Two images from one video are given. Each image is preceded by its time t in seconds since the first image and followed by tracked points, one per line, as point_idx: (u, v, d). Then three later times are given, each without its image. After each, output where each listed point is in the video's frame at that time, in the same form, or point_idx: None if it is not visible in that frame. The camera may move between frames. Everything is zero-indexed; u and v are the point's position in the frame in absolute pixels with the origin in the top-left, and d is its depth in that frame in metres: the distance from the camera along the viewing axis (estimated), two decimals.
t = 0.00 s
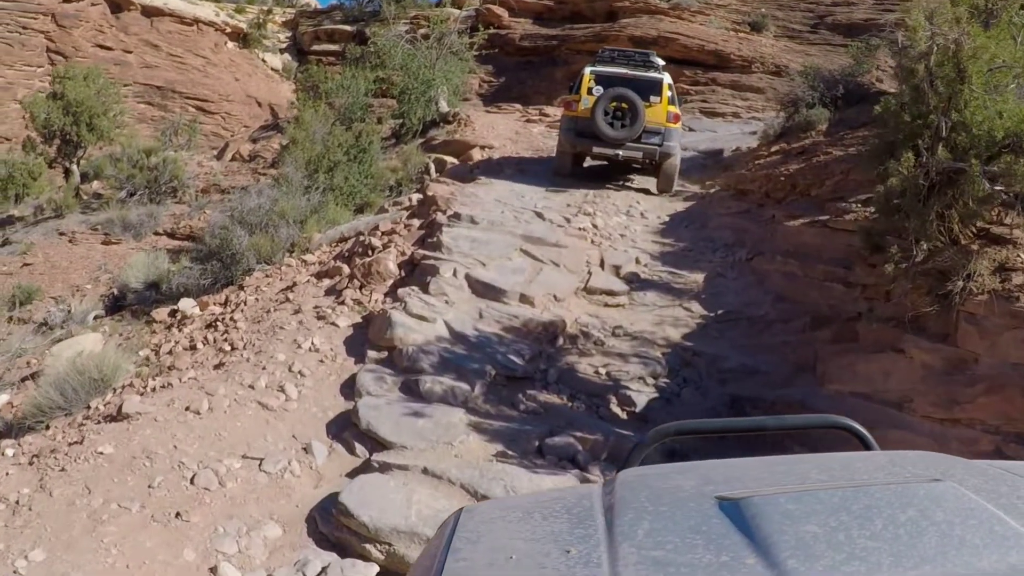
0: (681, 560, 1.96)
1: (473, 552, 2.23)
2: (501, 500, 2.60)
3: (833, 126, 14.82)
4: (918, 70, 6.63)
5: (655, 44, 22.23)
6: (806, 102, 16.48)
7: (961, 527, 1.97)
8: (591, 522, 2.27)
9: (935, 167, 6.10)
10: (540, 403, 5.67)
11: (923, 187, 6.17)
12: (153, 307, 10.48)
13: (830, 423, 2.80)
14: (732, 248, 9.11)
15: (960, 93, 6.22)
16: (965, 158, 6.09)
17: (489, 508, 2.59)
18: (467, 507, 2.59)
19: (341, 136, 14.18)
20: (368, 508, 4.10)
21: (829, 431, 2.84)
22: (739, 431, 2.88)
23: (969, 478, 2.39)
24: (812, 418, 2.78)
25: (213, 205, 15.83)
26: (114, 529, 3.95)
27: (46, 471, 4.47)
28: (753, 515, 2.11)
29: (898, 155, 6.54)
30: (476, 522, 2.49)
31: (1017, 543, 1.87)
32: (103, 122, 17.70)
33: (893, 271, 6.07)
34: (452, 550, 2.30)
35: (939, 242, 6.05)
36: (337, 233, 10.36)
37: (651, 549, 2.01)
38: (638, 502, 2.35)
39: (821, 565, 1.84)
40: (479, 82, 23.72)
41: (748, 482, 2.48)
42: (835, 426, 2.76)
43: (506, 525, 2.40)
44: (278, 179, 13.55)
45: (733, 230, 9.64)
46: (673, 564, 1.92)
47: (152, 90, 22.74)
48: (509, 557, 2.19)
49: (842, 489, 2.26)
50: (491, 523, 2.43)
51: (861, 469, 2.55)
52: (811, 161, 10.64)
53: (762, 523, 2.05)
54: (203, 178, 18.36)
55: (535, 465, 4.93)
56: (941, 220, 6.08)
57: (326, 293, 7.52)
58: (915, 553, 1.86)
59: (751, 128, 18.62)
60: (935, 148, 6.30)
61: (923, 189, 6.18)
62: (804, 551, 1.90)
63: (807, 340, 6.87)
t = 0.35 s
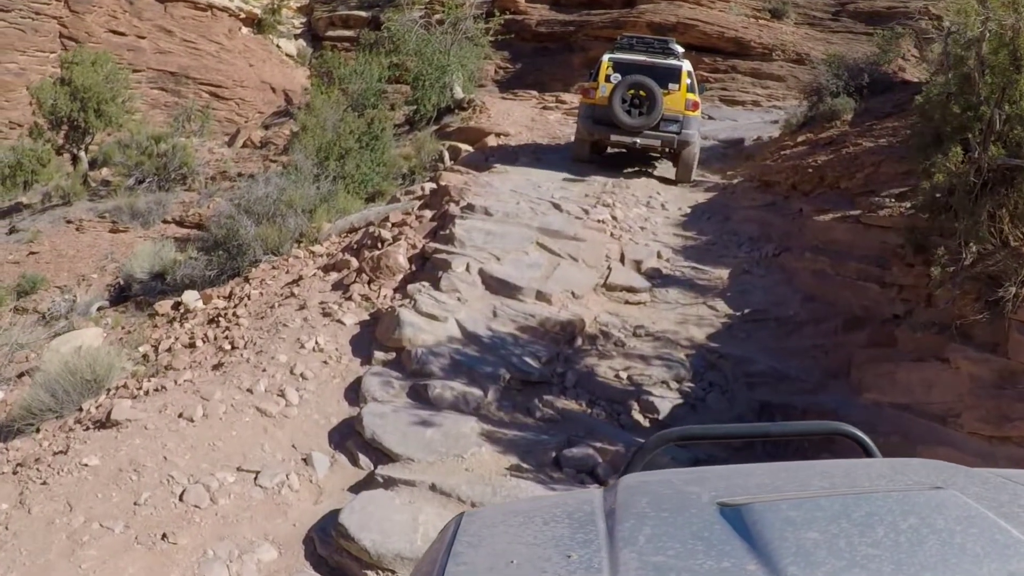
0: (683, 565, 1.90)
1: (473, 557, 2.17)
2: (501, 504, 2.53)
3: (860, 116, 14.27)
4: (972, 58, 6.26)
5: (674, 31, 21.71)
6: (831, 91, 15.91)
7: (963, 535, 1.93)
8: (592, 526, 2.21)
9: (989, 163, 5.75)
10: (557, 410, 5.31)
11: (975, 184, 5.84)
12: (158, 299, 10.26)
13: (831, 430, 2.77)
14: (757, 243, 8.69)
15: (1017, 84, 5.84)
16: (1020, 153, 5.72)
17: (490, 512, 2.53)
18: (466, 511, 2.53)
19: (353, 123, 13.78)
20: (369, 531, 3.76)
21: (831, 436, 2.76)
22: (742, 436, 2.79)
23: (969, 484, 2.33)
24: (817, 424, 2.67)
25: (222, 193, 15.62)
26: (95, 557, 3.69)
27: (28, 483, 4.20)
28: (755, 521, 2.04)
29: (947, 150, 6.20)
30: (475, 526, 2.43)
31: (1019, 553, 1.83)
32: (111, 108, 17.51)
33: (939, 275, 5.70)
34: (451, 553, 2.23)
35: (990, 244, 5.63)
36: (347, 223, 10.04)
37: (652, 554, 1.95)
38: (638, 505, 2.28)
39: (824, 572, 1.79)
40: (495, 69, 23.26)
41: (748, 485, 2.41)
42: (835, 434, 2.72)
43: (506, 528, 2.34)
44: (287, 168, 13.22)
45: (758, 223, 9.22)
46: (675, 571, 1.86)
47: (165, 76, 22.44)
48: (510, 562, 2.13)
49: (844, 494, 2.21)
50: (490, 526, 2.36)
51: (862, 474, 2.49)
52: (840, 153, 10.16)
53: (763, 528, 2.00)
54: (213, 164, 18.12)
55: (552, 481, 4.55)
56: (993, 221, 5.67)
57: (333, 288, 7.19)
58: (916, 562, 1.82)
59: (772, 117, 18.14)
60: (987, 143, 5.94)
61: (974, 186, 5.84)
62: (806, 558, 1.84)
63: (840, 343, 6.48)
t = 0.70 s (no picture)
0: (685, 563, 1.97)
1: (476, 554, 2.26)
2: (504, 502, 2.61)
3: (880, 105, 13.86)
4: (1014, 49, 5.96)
5: (689, 17, 21.27)
6: (850, 79, 15.46)
7: (962, 531, 1.99)
8: (592, 525, 2.28)
9: None
10: (572, 415, 5.05)
11: (1016, 181, 5.56)
12: (163, 290, 10.17)
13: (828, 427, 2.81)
14: (777, 236, 8.37)
15: None
16: None
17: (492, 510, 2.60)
18: (470, 508, 2.61)
19: (362, 110, 13.47)
20: (370, 551, 3.55)
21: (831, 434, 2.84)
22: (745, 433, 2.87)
23: (970, 482, 2.38)
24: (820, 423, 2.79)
25: (229, 181, 15.50)
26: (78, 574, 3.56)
27: (15, 493, 4.06)
28: (754, 519, 2.11)
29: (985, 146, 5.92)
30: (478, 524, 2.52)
31: (1016, 548, 1.89)
32: (117, 95, 17.42)
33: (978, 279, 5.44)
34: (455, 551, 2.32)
35: None
36: (355, 212, 9.79)
37: (654, 551, 2.02)
38: (641, 505, 2.34)
39: (824, 569, 1.86)
40: (508, 55, 22.89)
41: (749, 483, 2.47)
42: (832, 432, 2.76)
43: (510, 526, 2.42)
44: (294, 156, 12.96)
45: (779, 214, 8.90)
46: (676, 567, 1.94)
47: (176, 62, 22.11)
48: (511, 560, 2.21)
49: (844, 493, 2.27)
50: (493, 525, 2.44)
51: (863, 473, 2.52)
52: (863, 143, 9.78)
53: (764, 527, 2.06)
54: (221, 151, 17.97)
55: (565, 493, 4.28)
56: None
57: (339, 283, 6.95)
58: (915, 558, 1.88)
59: (789, 105, 17.76)
60: None
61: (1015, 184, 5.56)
62: (806, 555, 1.91)
63: (868, 344, 6.16)
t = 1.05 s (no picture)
0: (695, 555, 1.87)
1: (486, 548, 2.13)
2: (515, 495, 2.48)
3: (899, 94, 13.50)
4: None
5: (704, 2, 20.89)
6: (867, 66, 15.05)
7: (978, 522, 1.88)
8: (603, 518, 2.16)
9: None
10: (587, 416, 4.80)
11: None
12: (168, 280, 10.07)
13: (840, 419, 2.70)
14: (797, 228, 8.07)
15: None
16: None
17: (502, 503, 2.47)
18: (480, 502, 2.46)
19: (372, 96, 13.22)
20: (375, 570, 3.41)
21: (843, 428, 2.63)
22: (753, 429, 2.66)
23: (983, 472, 2.27)
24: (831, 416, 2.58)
25: (237, 167, 15.33)
26: None
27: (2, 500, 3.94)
28: (766, 510, 2.01)
29: None
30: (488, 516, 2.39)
31: None
32: (124, 80, 17.29)
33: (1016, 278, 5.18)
34: (464, 547, 2.18)
35: None
36: (363, 201, 9.58)
37: (664, 544, 1.92)
38: (651, 495, 2.23)
39: (836, 562, 1.76)
40: (520, 41, 22.60)
41: (761, 471, 2.35)
42: (844, 424, 2.66)
43: (520, 520, 2.28)
44: (302, 143, 12.70)
45: (798, 205, 8.61)
46: (685, 560, 1.84)
47: (186, 47, 21.91)
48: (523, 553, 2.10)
49: (856, 483, 2.16)
50: (504, 517, 2.30)
51: (874, 465, 2.40)
52: (885, 132, 9.40)
53: (773, 518, 1.96)
54: (229, 138, 17.83)
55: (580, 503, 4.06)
56: None
57: (346, 275, 6.74)
58: (930, 550, 1.78)
59: (804, 93, 17.43)
60: None
61: None
62: (819, 547, 1.81)
63: (895, 342, 5.86)
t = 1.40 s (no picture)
0: (698, 552, 1.85)
1: (490, 543, 2.12)
2: (521, 492, 2.47)
3: (911, 86, 13.20)
4: None
5: None
6: (878, 58, 14.71)
7: (982, 519, 1.86)
8: (607, 514, 2.14)
9: None
10: (594, 419, 4.62)
11: None
12: (168, 272, 9.95)
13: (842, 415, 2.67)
14: (809, 223, 7.83)
15: None
16: None
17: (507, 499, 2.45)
18: (484, 497, 2.44)
19: (376, 85, 13.02)
20: None
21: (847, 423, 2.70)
22: (758, 424, 2.74)
23: (986, 470, 2.24)
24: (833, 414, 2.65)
25: (239, 157, 15.17)
26: None
27: None
28: (770, 507, 1.98)
29: None
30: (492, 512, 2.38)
31: None
32: (126, 69, 17.10)
33: None
34: (467, 543, 2.16)
35: None
36: (365, 193, 9.40)
37: (666, 541, 1.90)
38: (654, 491, 2.21)
39: (840, 559, 1.73)
40: (526, 30, 22.32)
41: (764, 469, 2.33)
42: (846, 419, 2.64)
43: (524, 515, 2.26)
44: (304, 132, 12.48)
45: (811, 199, 8.39)
46: (689, 556, 1.82)
47: (191, 36, 21.71)
48: (527, 548, 2.10)
49: (859, 481, 2.13)
50: (507, 514, 2.28)
51: (878, 463, 2.36)
52: (899, 126, 9.12)
53: (777, 516, 1.93)
54: (231, 127, 17.64)
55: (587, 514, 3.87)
56: None
57: (346, 270, 6.58)
58: (933, 546, 1.76)
59: (814, 84, 17.16)
60: None
61: None
62: (821, 543, 1.79)
63: (913, 343, 5.65)
